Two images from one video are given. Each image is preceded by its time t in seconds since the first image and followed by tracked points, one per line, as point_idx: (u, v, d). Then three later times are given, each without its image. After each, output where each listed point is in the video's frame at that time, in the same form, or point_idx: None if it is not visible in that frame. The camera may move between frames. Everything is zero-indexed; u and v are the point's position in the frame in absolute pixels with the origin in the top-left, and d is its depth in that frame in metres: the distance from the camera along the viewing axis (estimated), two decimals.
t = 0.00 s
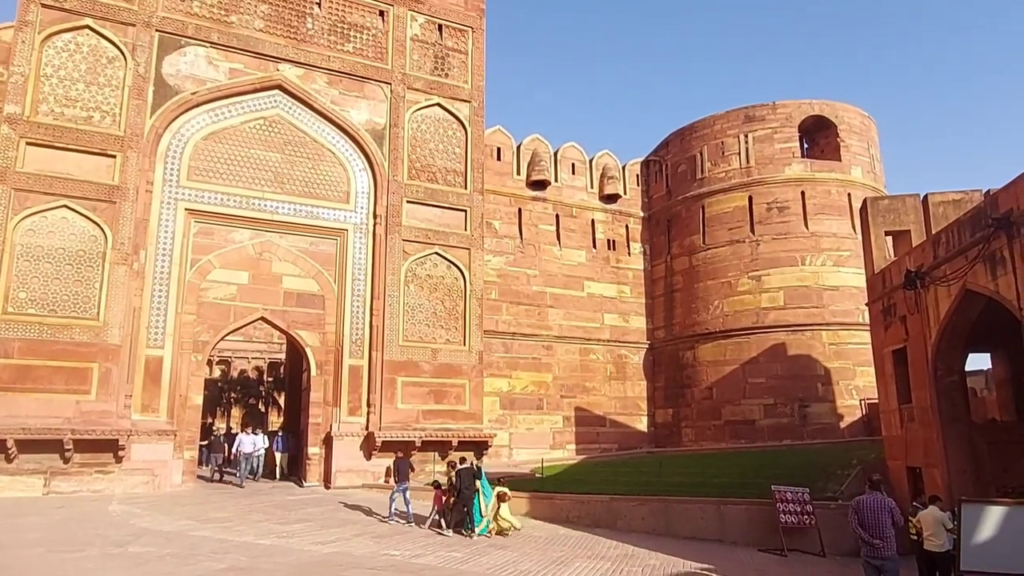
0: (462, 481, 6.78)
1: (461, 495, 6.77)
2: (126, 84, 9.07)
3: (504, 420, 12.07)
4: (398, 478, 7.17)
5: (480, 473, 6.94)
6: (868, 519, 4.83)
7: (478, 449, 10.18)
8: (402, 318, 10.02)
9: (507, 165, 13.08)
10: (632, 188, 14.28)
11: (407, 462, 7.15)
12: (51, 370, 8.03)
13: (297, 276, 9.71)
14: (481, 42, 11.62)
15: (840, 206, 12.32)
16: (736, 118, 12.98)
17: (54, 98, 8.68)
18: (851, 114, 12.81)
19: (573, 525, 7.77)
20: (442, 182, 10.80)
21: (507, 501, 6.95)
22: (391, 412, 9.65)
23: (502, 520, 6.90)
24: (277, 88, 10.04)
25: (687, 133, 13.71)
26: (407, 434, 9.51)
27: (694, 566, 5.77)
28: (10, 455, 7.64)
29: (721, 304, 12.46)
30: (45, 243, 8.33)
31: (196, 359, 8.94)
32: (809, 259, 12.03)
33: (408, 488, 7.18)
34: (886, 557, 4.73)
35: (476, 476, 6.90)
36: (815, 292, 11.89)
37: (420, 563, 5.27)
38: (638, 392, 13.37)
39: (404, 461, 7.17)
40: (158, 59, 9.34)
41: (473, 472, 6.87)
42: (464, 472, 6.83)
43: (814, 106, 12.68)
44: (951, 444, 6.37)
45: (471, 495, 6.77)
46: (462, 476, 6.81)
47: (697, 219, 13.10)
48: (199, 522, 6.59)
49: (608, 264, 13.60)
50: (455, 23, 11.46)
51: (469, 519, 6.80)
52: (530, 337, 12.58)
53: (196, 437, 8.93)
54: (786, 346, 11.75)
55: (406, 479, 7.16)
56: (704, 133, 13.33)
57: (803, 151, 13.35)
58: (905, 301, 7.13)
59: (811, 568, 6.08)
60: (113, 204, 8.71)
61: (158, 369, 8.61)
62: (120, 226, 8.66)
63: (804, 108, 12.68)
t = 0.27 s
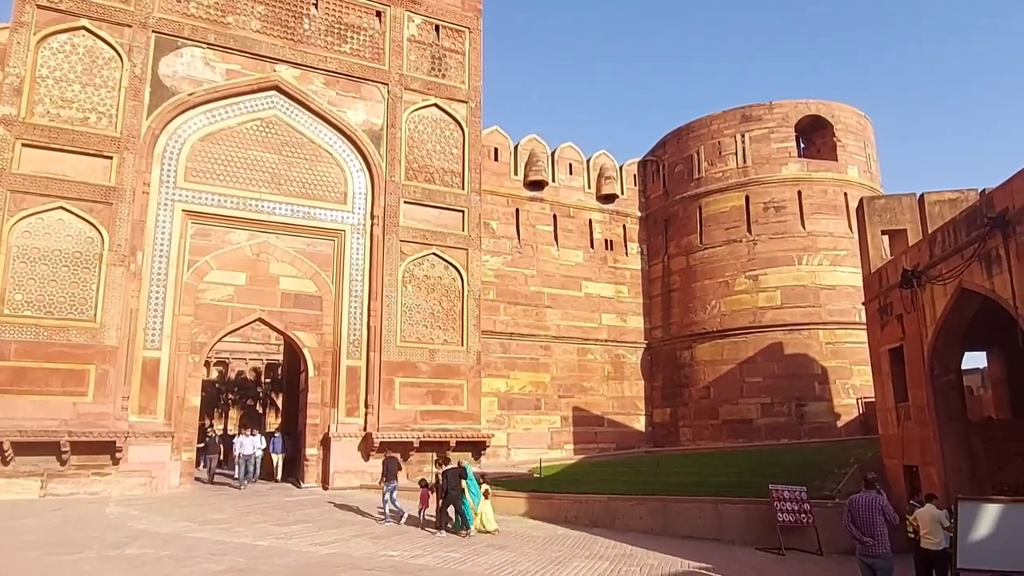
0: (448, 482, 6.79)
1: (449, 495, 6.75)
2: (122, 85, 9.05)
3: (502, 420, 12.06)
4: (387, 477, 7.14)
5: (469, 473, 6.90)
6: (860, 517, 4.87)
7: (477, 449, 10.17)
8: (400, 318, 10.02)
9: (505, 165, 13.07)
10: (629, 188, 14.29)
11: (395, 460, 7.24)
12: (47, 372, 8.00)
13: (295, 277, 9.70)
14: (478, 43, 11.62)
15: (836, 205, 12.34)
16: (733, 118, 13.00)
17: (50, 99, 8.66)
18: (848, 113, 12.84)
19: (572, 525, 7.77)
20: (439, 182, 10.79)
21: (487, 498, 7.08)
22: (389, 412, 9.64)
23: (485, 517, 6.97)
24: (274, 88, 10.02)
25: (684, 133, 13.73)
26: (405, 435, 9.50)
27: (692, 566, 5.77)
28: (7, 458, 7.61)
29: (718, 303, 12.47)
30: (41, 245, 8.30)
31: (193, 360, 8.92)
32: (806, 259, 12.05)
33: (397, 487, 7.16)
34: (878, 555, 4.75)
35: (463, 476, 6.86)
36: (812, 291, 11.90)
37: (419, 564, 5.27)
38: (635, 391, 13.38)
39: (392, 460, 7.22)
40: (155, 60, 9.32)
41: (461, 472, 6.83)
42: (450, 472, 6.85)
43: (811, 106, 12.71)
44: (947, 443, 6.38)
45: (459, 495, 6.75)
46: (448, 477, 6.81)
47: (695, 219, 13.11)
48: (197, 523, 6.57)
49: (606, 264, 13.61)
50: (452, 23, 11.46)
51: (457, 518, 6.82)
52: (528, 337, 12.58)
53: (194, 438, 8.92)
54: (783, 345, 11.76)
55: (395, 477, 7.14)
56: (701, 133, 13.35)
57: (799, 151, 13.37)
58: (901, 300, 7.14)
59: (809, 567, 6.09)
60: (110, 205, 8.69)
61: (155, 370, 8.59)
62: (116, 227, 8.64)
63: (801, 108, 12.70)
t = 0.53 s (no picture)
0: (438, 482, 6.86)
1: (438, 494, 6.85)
2: (120, 89, 9.05)
3: (502, 420, 12.06)
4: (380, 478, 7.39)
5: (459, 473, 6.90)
6: (855, 516, 4.96)
7: (477, 450, 10.17)
8: (399, 320, 10.02)
9: (503, 166, 13.07)
10: (628, 188, 14.30)
11: (389, 460, 7.48)
12: (47, 375, 8.00)
13: (294, 279, 9.70)
14: (476, 44, 11.62)
15: (834, 204, 12.36)
16: (731, 118, 13.01)
17: (48, 103, 8.65)
18: (846, 112, 12.85)
19: (572, 526, 7.77)
20: (438, 183, 10.79)
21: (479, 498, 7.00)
22: (389, 414, 9.64)
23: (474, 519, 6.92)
24: (272, 91, 10.02)
25: (682, 133, 13.74)
26: (406, 436, 9.50)
27: (693, 565, 5.77)
28: (7, 462, 7.61)
29: (718, 303, 12.48)
30: (40, 248, 8.30)
31: (194, 363, 8.94)
32: (805, 258, 12.05)
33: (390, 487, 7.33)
34: (874, 553, 4.82)
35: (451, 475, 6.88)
36: (811, 290, 11.91)
37: (420, 566, 5.27)
38: (635, 391, 13.39)
39: (384, 462, 7.50)
40: (153, 63, 9.32)
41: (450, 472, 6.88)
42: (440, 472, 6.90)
43: (809, 105, 12.72)
44: (947, 441, 6.39)
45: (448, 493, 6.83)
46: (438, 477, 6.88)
47: (693, 219, 13.12)
48: (197, 526, 6.57)
49: (605, 264, 13.62)
50: (450, 25, 11.46)
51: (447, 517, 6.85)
52: (527, 338, 12.58)
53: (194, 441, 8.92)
54: (783, 344, 11.77)
55: (387, 479, 7.36)
56: (699, 133, 13.37)
57: (798, 150, 13.39)
58: (901, 299, 7.15)
59: (810, 565, 6.10)
60: (109, 208, 8.68)
61: (155, 373, 8.59)
62: (115, 230, 8.63)
63: (799, 107, 12.71)
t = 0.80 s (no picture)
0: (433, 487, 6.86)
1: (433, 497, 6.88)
2: (122, 97, 9.08)
3: (507, 423, 12.07)
4: (375, 481, 7.55)
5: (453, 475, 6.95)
6: (857, 514, 4.97)
7: (481, 452, 10.18)
8: (403, 323, 10.03)
9: (505, 168, 13.08)
10: (630, 189, 14.30)
11: (384, 463, 7.62)
12: (51, 383, 8.02)
13: (297, 284, 9.72)
14: (476, 47, 11.64)
15: (836, 202, 12.36)
16: (731, 117, 13.02)
17: (51, 111, 8.69)
18: (846, 110, 12.85)
19: (578, 527, 7.77)
20: (440, 187, 10.81)
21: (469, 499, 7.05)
22: (393, 417, 9.65)
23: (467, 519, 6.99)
24: (274, 97, 10.04)
25: (683, 133, 13.75)
26: (410, 439, 9.51)
27: (699, 565, 5.77)
28: (13, 470, 7.63)
29: (720, 303, 12.48)
30: (44, 257, 8.32)
31: (198, 369, 8.91)
32: (807, 256, 12.05)
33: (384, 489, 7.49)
34: (877, 550, 4.84)
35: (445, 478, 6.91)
36: (814, 288, 11.90)
37: (426, 569, 5.28)
38: (639, 392, 13.39)
39: (381, 465, 7.63)
40: (155, 71, 9.35)
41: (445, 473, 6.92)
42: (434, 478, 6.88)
43: (809, 104, 12.73)
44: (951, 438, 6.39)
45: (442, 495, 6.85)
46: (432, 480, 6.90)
47: (695, 219, 13.13)
48: (204, 532, 6.58)
49: (607, 265, 13.63)
50: (450, 29, 11.48)
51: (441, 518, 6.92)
52: (531, 340, 12.59)
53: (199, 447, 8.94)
54: (786, 343, 11.77)
55: (382, 482, 7.50)
56: (700, 133, 13.38)
57: (799, 149, 13.39)
58: (903, 296, 7.15)
59: (816, 564, 6.10)
60: (113, 216, 8.71)
61: (160, 380, 8.61)
62: (119, 237, 8.66)
63: (799, 106, 12.71)
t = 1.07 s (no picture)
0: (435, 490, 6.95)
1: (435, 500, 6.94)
2: (133, 108, 9.16)
3: (518, 425, 12.06)
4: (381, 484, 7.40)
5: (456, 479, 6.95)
6: (872, 513, 4.97)
7: (493, 455, 10.19)
8: (413, 328, 10.06)
9: (512, 172, 13.09)
10: (638, 190, 14.29)
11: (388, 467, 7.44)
12: (67, 393, 8.09)
13: (308, 290, 9.76)
14: (482, 52, 11.67)
15: (846, 199, 12.30)
16: (739, 117, 12.99)
17: (63, 124, 8.78)
18: (854, 107, 12.80)
19: (591, 529, 7.75)
20: (448, 191, 10.84)
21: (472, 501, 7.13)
22: (405, 422, 9.67)
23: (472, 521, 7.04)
24: (282, 105, 10.10)
25: (690, 133, 13.73)
26: (422, 443, 9.53)
27: (713, 567, 5.75)
28: (30, 478, 7.70)
29: (730, 302, 12.44)
30: (58, 267, 8.40)
31: (211, 376, 8.99)
32: (817, 254, 12.00)
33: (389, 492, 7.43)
34: (894, 549, 4.83)
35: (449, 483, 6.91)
36: (825, 286, 11.85)
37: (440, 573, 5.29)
38: (650, 393, 13.36)
39: (385, 469, 7.45)
40: (165, 82, 9.43)
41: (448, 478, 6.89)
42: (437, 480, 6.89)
43: (817, 101, 12.68)
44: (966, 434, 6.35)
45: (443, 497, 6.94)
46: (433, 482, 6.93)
47: (704, 219, 13.10)
48: (219, 538, 6.62)
49: (617, 267, 13.62)
50: (456, 33, 11.52)
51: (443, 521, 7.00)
52: (541, 342, 12.59)
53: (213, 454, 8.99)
54: (797, 342, 11.71)
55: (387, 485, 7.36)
56: (707, 132, 13.35)
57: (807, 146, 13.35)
58: (915, 293, 7.11)
59: (831, 564, 6.07)
60: (125, 226, 8.79)
61: (174, 387, 8.67)
62: (131, 247, 8.73)
63: (807, 104, 12.67)
